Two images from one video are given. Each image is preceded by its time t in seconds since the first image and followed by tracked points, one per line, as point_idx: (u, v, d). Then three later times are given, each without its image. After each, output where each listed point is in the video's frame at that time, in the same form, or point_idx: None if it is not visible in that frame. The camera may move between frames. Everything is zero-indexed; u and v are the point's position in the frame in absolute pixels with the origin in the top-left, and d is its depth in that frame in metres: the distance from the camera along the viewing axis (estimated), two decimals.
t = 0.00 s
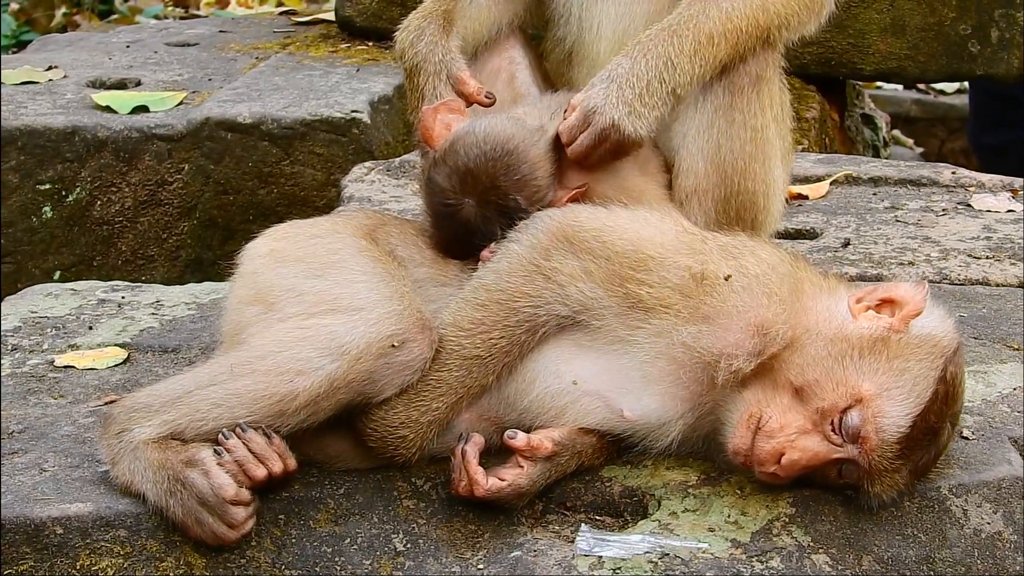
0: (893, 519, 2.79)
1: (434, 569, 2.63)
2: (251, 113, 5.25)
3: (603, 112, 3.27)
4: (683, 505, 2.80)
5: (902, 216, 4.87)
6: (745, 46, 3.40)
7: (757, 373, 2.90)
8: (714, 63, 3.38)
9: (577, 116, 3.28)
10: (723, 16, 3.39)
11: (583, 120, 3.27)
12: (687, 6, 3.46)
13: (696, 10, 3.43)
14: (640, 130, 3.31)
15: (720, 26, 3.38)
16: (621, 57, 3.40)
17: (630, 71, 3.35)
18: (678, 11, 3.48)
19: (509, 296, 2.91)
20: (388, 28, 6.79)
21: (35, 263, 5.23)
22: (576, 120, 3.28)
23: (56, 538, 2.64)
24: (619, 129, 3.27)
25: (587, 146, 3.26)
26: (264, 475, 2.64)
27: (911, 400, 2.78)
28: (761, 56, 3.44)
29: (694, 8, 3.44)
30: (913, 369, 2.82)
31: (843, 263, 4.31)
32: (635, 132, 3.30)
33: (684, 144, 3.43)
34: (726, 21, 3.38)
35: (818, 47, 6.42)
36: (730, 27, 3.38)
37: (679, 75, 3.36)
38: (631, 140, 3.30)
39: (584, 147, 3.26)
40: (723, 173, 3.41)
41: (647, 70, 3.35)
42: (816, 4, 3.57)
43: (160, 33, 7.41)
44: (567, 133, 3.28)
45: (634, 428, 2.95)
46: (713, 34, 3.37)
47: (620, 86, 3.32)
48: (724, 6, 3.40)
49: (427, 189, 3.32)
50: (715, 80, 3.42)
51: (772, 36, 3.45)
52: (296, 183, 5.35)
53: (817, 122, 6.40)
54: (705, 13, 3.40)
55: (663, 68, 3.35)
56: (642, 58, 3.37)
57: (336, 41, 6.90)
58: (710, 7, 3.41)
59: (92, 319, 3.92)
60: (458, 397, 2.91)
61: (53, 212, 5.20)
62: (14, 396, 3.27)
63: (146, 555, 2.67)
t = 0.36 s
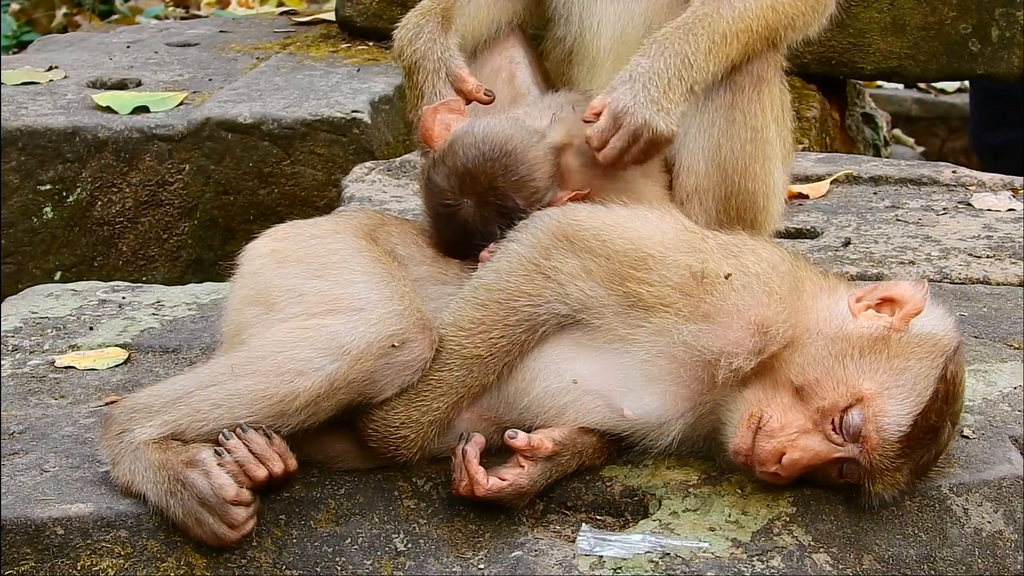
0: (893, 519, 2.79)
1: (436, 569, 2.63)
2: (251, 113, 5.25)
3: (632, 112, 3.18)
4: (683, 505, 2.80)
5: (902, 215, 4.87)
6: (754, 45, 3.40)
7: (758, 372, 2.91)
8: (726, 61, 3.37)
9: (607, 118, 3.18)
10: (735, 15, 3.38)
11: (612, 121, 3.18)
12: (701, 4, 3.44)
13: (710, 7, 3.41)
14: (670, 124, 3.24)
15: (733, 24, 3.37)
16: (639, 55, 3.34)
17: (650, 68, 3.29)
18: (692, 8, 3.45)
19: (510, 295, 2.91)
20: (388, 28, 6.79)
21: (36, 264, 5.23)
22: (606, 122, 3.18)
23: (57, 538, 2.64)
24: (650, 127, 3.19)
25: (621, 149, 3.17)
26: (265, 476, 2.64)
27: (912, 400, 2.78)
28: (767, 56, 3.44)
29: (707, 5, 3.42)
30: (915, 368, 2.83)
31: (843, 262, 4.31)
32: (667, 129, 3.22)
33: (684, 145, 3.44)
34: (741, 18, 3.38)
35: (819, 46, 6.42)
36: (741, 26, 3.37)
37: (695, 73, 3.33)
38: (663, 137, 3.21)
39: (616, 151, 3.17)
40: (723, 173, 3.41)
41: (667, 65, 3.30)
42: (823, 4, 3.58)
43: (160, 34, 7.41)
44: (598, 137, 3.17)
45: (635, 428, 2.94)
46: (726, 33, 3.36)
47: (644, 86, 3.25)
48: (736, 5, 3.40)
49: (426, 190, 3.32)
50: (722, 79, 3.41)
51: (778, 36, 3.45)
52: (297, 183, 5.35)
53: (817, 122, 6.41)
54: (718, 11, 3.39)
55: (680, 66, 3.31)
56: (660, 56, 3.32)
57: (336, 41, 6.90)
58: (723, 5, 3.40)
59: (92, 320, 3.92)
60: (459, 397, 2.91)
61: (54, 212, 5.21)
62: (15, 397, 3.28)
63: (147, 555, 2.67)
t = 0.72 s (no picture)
0: (894, 519, 2.79)
1: (437, 568, 2.63)
2: (252, 112, 5.25)
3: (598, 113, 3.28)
4: (684, 504, 2.80)
5: (903, 216, 4.87)
6: (739, 45, 3.40)
7: (759, 373, 2.91)
8: (706, 65, 3.38)
9: (573, 123, 3.28)
10: (711, 18, 3.39)
11: (579, 124, 3.28)
12: (675, 11, 3.47)
13: (683, 13, 3.44)
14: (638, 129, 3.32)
15: (709, 27, 3.38)
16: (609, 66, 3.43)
17: (618, 78, 3.38)
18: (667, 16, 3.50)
19: (510, 295, 2.91)
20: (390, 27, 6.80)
21: (37, 263, 5.24)
22: (572, 126, 3.28)
23: (58, 537, 2.64)
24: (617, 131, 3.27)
25: (590, 149, 3.24)
26: (266, 475, 2.64)
27: (913, 400, 2.79)
28: (758, 55, 3.44)
29: (680, 12, 3.45)
30: (916, 368, 2.83)
31: (844, 262, 4.31)
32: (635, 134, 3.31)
33: (685, 145, 3.44)
34: (716, 21, 3.38)
35: (820, 46, 6.42)
36: (719, 27, 3.38)
37: (670, 80, 3.37)
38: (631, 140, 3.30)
39: (585, 149, 3.24)
40: (725, 172, 3.41)
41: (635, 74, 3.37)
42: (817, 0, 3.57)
43: (161, 33, 7.41)
44: (565, 140, 3.26)
45: (637, 428, 2.94)
46: (702, 36, 3.37)
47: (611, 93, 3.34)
48: (711, 8, 3.40)
49: (427, 190, 3.31)
50: (713, 81, 3.41)
51: (769, 33, 3.44)
52: (298, 182, 5.35)
53: (819, 122, 6.41)
54: (691, 17, 3.41)
55: (651, 75, 3.37)
56: (630, 65, 3.40)
57: (338, 40, 6.90)
58: (698, 10, 3.41)
59: (93, 319, 3.92)
60: (460, 397, 2.91)
61: (55, 211, 5.21)
62: (16, 396, 3.28)
63: (148, 555, 2.67)
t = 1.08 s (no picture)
0: (894, 517, 2.79)
1: (438, 566, 2.64)
2: (254, 110, 5.25)
3: (613, 111, 3.26)
4: (685, 502, 2.80)
5: (905, 213, 4.86)
6: (751, 44, 3.40)
7: (761, 370, 2.91)
8: (720, 62, 3.37)
9: (587, 111, 3.27)
10: (733, 15, 3.37)
11: (592, 117, 3.26)
12: (697, 4, 3.43)
13: (706, 7, 3.40)
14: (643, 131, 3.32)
15: (730, 25, 3.36)
16: (628, 56, 3.37)
17: (641, 70, 3.33)
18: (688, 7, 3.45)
19: (512, 293, 2.91)
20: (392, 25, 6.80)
21: (39, 260, 5.26)
22: (585, 116, 3.26)
23: (59, 534, 2.64)
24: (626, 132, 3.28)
25: (595, 144, 3.26)
26: (268, 473, 2.64)
27: (915, 397, 2.78)
28: (766, 54, 3.44)
29: (701, 5, 3.41)
30: (918, 366, 2.82)
31: (846, 260, 4.31)
32: (641, 134, 3.31)
33: (686, 143, 3.44)
34: (737, 18, 3.37)
35: (821, 43, 6.44)
36: (739, 25, 3.37)
37: (686, 75, 3.35)
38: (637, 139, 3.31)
39: (591, 143, 3.25)
40: (725, 170, 3.41)
41: (657, 68, 3.32)
42: None
43: (163, 31, 7.41)
44: (574, 128, 3.26)
45: (639, 426, 2.94)
46: (722, 34, 3.36)
47: (631, 87, 3.30)
48: (734, 4, 3.38)
49: (432, 183, 3.32)
50: (718, 78, 3.41)
51: (777, 33, 3.45)
52: (300, 179, 5.35)
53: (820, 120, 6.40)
54: (714, 12, 3.38)
55: (671, 69, 3.33)
56: (653, 56, 3.34)
57: (339, 38, 6.90)
58: (721, 5, 3.38)
59: (95, 316, 3.92)
60: (461, 394, 2.91)
61: (56, 209, 5.22)
62: (18, 393, 3.28)
63: (149, 552, 2.67)
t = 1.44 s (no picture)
0: (894, 513, 2.78)
1: (439, 562, 2.64)
2: (255, 106, 5.24)
3: (614, 102, 3.27)
4: (686, 498, 2.79)
5: (906, 210, 4.86)
6: (754, 41, 3.39)
7: (761, 366, 2.91)
8: (722, 59, 3.37)
9: (587, 102, 3.28)
10: (736, 13, 3.37)
11: (592, 107, 3.27)
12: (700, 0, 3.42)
13: (710, 5, 3.39)
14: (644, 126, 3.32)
15: (733, 22, 3.36)
16: (631, 53, 3.38)
17: (645, 66, 3.33)
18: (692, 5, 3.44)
19: (513, 289, 2.91)
20: (393, 21, 6.80)
21: (40, 257, 5.28)
22: (585, 106, 3.28)
23: (60, 531, 2.64)
24: (624, 124, 3.28)
25: (592, 134, 3.27)
26: (268, 469, 2.64)
27: (916, 394, 2.78)
28: (768, 52, 3.44)
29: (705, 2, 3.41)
30: (918, 362, 2.83)
31: (847, 257, 4.30)
32: (641, 129, 3.31)
33: (687, 140, 3.45)
34: (740, 16, 3.37)
35: (822, 40, 6.43)
36: (742, 24, 3.37)
37: (688, 71, 3.35)
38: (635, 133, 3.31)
39: (587, 132, 3.26)
40: (726, 167, 3.41)
41: (660, 65, 3.32)
42: None
43: (164, 27, 7.40)
44: (573, 116, 3.27)
45: (640, 422, 2.94)
46: (725, 31, 3.36)
47: (633, 82, 3.31)
48: (737, 2, 3.38)
49: (432, 180, 3.32)
50: (720, 75, 3.40)
51: (780, 31, 3.45)
52: (300, 176, 5.35)
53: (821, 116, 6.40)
54: (718, 10, 3.37)
55: (674, 66, 3.33)
56: (656, 53, 3.34)
57: (340, 34, 6.89)
58: (725, 3, 3.38)
59: (96, 312, 3.92)
60: (460, 391, 2.91)
61: (57, 205, 5.23)
62: (18, 389, 3.28)
63: (150, 548, 2.67)
